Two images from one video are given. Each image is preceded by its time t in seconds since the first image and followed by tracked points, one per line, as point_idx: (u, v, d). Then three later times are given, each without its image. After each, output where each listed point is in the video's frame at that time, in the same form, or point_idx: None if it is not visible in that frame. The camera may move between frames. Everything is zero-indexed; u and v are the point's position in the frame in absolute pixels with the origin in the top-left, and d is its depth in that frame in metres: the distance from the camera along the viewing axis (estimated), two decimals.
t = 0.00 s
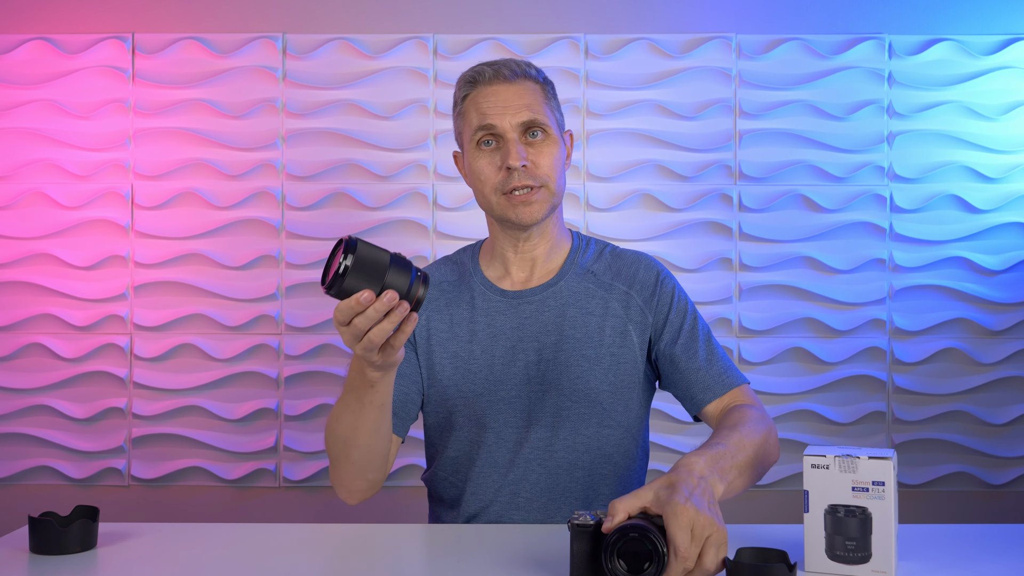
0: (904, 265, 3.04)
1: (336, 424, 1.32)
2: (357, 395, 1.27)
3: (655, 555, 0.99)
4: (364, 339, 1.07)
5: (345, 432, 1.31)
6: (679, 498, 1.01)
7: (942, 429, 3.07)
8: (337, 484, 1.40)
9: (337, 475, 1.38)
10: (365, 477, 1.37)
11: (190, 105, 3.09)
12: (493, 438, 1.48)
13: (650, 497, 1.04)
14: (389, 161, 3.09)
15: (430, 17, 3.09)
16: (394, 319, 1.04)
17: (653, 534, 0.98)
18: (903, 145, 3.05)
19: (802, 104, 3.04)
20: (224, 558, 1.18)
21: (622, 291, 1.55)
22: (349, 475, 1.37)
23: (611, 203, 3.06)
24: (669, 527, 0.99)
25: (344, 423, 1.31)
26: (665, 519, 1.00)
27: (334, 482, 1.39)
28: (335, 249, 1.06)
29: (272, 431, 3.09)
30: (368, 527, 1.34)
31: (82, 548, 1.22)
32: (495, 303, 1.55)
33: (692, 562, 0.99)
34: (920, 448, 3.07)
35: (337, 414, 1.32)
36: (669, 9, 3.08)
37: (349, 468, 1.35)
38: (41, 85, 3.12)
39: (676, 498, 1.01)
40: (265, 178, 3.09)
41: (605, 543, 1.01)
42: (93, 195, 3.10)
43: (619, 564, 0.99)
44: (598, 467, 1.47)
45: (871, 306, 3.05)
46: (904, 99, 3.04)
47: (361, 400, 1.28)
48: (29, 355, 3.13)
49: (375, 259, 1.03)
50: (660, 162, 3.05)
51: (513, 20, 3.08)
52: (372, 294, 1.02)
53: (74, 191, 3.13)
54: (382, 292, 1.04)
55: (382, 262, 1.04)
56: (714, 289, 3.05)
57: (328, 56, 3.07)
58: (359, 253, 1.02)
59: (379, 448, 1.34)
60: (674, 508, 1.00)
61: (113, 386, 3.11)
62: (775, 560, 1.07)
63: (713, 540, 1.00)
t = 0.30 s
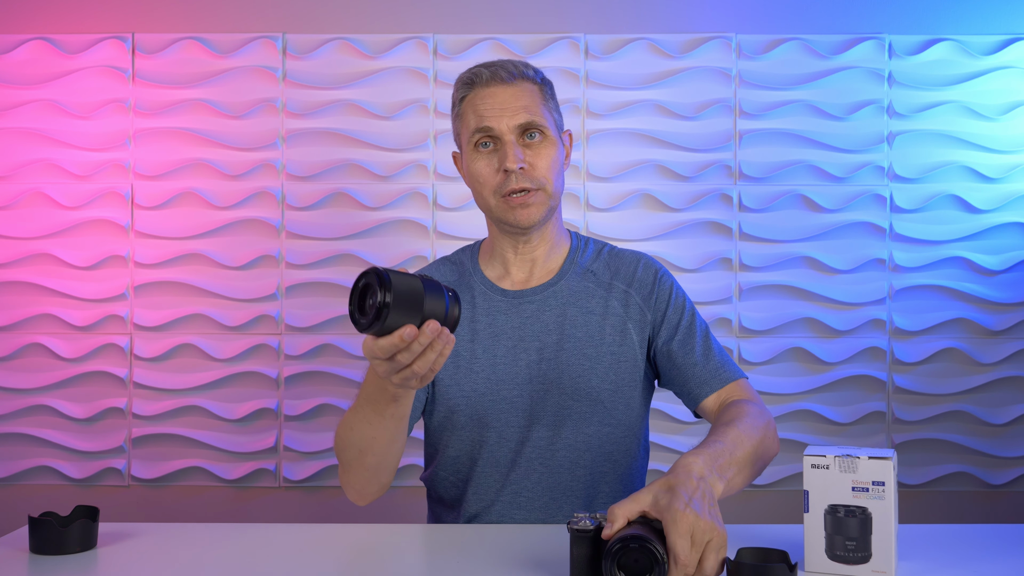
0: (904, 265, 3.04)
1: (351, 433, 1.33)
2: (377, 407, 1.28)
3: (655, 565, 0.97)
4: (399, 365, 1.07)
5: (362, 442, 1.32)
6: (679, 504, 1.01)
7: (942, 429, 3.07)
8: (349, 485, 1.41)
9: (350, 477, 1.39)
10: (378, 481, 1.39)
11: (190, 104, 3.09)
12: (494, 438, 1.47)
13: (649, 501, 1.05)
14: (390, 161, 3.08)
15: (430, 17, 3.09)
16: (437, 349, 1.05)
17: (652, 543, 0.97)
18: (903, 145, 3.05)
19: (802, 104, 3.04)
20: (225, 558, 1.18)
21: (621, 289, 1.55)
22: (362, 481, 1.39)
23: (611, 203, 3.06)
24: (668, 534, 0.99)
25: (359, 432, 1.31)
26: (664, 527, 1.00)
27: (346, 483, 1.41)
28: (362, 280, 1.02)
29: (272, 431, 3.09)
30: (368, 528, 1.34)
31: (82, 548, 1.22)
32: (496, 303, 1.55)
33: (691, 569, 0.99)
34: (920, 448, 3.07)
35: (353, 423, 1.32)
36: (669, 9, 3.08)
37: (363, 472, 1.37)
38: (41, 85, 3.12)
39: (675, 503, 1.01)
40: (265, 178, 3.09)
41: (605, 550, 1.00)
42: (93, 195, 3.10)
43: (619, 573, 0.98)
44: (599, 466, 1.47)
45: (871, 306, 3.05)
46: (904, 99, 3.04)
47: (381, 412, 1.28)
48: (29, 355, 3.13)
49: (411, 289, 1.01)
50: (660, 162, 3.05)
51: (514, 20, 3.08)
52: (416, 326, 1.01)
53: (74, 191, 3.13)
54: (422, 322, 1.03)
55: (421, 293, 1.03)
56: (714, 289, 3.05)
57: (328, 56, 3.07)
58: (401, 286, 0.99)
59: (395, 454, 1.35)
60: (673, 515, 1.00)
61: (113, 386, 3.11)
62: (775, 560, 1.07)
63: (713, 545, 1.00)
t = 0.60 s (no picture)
0: (904, 265, 3.03)
1: (359, 444, 1.33)
2: (389, 421, 1.29)
3: (655, 566, 0.97)
4: (417, 391, 1.09)
5: (371, 454, 1.33)
6: (678, 505, 1.01)
7: (942, 429, 3.07)
8: (352, 492, 1.42)
9: (354, 485, 1.40)
10: (384, 490, 1.40)
11: (190, 104, 3.09)
12: (494, 438, 1.47)
13: (649, 501, 1.05)
14: (390, 161, 3.08)
15: (430, 16, 3.09)
16: (455, 375, 1.06)
17: (652, 544, 0.97)
18: (903, 145, 3.05)
19: (802, 104, 3.04)
20: (225, 558, 1.18)
21: (621, 289, 1.55)
22: (369, 490, 1.39)
23: (611, 203, 3.06)
24: (668, 536, 0.99)
25: (369, 444, 1.32)
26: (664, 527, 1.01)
27: (350, 491, 1.41)
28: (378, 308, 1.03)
29: (272, 431, 3.09)
30: (368, 528, 1.34)
31: (81, 548, 1.22)
32: (495, 303, 1.55)
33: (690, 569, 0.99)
34: (920, 448, 3.07)
35: (362, 435, 1.33)
36: (669, 9, 3.08)
37: (369, 482, 1.37)
38: (41, 85, 3.12)
39: (675, 504, 1.02)
40: (265, 178, 3.09)
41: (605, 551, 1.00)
42: (93, 195, 3.10)
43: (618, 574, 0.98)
44: (599, 466, 1.47)
45: (871, 306, 3.05)
46: (904, 99, 3.04)
47: (391, 425, 1.30)
48: (29, 355, 3.13)
49: (430, 315, 1.02)
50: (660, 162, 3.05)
51: (514, 21, 3.08)
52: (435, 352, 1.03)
53: (74, 191, 3.13)
54: (441, 348, 1.04)
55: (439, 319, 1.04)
56: (714, 289, 3.05)
57: (328, 56, 3.07)
58: (419, 312, 1.01)
59: (403, 466, 1.36)
60: (673, 516, 1.00)
61: (113, 386, 3.11)
62: (775, 561, 1.07)
63: (713, 546, 1.00)
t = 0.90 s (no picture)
0: (904, 265, 3.04)
1: (361, 444, 1.33)
2: (387, 420, 1.29)
3: (656, 566, 0.97)
4: (414, 387, 1.08)
5: (373, 454, 1.33)
6: (677, 495, 1.01)
7: (942, 429, 3.07)
8: (355, 494, 1.41)
9: (356, 486, 1.40)
10: (386, 490, 1.39)
11: (190, 104, 3.09)
12: (494, 438, 1.47)
13: (649, 496, 1.04)
14: (390, 161, 3.09)
15: (430, 16, 3.09)
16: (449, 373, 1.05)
17: (653, 544, 0.97)
18: (903, 145, 3.05)
19: (802, 104, 3.04)
20: (224, 558, 1.18)
21: (622, 290, 1.55)
22: (371, 489, 1.38)
23: (611, 203, 3.06)
24: (667, 525, 0.99)
25: (370, 444, 1.32)
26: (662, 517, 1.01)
27: (353, 493, 1.41)
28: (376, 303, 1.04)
29: (272, 431, 3.09)
30: (368, 527, 1.34)
31: (81, 548, 1.22)
32: (496, 303, 1.55)
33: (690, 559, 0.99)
34: (921, 448, 3.07)
35: (363, 435, 1.33)
36: (669, 9, 3.08)
37: (371, 482, 1.37)
38: (41, 85, 3.12)
39: (673, 494, 1.02)
40: (265, 178, 3.09)
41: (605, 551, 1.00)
42: (93, 195, 3.10)
43: (618, 573, 0.98)
44: (599, 466, 1.47)
45: (871, 306, 3.05)
46: (904, 99, 3.04)
47: (391, 425, 1.29)
48: (29, 355, 3.13)
49: (425, 311, 1.02)
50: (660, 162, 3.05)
51: (514, 21, 3.08)
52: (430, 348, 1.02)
53: (74, 191, 3.13)
54: (437, 344, 1.04)
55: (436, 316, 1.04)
56: (714, 289, 3.05)
57: (328, 56, 3.07)
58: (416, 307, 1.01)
59: (405, 465, 1.36)
60: (672, 505, 1.00)
61: (113, 386, 3.11)
62: (775, 561, 1.07)
63: (713, 535, 1.00)
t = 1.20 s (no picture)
0: (904, 265, 3.04)
1: (359, 435, 1.33)
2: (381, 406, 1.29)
3: (656, 566, 0.97)
4: (410, 361, 1.07)
5: (370, 445, 1.33)
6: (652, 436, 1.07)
7: (942, 429, 3.07)
8: (354, 490, 1.42)
9: (355, 482, 1.40)
10: (383, 484, 1.39)
11: (191, 104, 3.09)
12: (495, 437, 1.47)
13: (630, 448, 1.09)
14: (390, 161, 3.08)
15: (430, 17, 3.09)
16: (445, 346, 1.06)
17: (652, 544, 0.97)
18: (903, 145, 3.05)
19: (802, 104, 3.04)
20: (224, 558, 1.18)
21: (625, 292, 1.55)
22: (370, 484, 1.38)
23: (611, 203, 3.06)
24: (648, 456, 1.04)
25: (367, 434, 1.32)
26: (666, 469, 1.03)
27: (352, 489, 1.41)
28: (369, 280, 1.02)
29: (272, 431, 3.09)
30: (368, 527, 1.34)
31: (82, 548, 1.22)
32: (497, 302, 1.55)
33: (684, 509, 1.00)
34: (921, 448, 3.07)
35: (360, 426, 1.33)
36: (669, 9, 3.08)
37: (369, 476, 1.37)
38: (41, 85, 3.12)
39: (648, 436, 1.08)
40: (265, 179, 3.09)
41: (606, 550, 1.00)
42: (93, 195, 3.10)
43: (618, 573, 0.98)
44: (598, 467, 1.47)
45: (871, 306, 3.05)
46: (904, 99, 3.04)
47: (389, 412, 1.30)
48: (29, 355, 3.13)
49: (420, 286, 1.02)
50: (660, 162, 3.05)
51: (514, 21, 3.08)
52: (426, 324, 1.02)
53: (74, 191, 3.13)
54: (432, 318, 1.03)
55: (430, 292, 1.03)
56: (714, 289, 3.05)
57: (328, 56, 3.07)
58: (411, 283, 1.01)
59: (402, 456, 1.36)
60: (650, 441, 1.06)
61: (113, 386, 3.11)
62: (775, 560, 1.07)
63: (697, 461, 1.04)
